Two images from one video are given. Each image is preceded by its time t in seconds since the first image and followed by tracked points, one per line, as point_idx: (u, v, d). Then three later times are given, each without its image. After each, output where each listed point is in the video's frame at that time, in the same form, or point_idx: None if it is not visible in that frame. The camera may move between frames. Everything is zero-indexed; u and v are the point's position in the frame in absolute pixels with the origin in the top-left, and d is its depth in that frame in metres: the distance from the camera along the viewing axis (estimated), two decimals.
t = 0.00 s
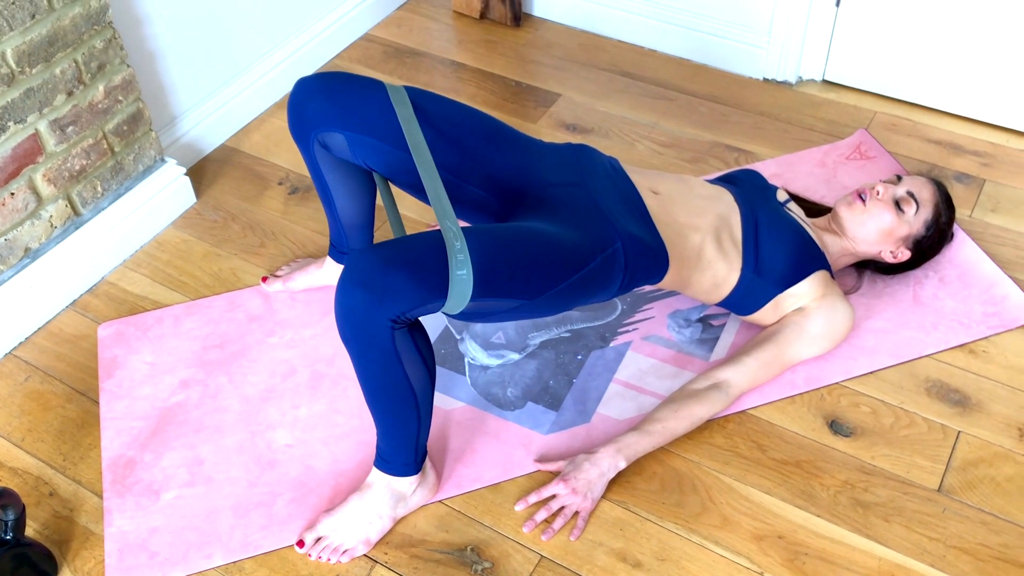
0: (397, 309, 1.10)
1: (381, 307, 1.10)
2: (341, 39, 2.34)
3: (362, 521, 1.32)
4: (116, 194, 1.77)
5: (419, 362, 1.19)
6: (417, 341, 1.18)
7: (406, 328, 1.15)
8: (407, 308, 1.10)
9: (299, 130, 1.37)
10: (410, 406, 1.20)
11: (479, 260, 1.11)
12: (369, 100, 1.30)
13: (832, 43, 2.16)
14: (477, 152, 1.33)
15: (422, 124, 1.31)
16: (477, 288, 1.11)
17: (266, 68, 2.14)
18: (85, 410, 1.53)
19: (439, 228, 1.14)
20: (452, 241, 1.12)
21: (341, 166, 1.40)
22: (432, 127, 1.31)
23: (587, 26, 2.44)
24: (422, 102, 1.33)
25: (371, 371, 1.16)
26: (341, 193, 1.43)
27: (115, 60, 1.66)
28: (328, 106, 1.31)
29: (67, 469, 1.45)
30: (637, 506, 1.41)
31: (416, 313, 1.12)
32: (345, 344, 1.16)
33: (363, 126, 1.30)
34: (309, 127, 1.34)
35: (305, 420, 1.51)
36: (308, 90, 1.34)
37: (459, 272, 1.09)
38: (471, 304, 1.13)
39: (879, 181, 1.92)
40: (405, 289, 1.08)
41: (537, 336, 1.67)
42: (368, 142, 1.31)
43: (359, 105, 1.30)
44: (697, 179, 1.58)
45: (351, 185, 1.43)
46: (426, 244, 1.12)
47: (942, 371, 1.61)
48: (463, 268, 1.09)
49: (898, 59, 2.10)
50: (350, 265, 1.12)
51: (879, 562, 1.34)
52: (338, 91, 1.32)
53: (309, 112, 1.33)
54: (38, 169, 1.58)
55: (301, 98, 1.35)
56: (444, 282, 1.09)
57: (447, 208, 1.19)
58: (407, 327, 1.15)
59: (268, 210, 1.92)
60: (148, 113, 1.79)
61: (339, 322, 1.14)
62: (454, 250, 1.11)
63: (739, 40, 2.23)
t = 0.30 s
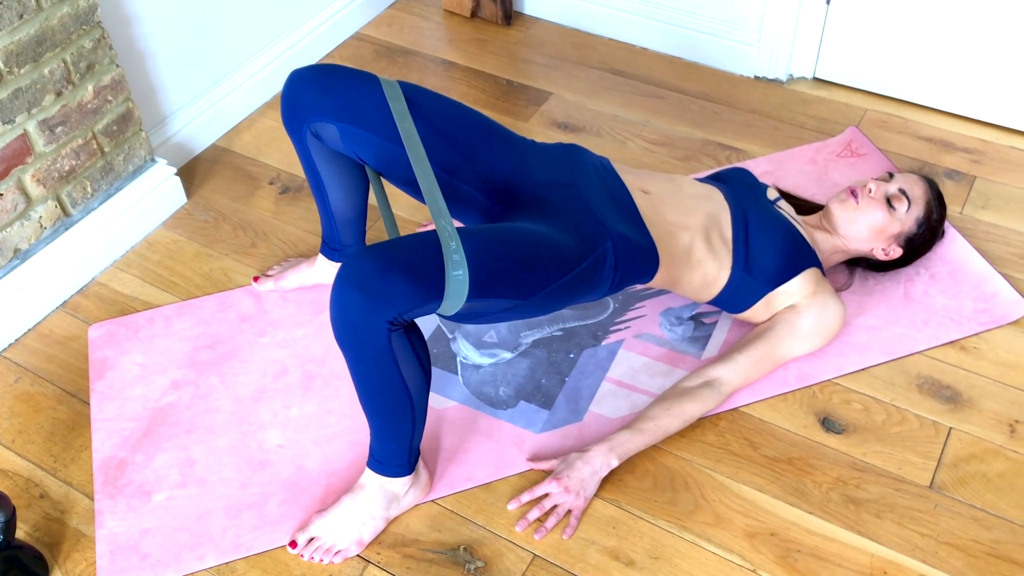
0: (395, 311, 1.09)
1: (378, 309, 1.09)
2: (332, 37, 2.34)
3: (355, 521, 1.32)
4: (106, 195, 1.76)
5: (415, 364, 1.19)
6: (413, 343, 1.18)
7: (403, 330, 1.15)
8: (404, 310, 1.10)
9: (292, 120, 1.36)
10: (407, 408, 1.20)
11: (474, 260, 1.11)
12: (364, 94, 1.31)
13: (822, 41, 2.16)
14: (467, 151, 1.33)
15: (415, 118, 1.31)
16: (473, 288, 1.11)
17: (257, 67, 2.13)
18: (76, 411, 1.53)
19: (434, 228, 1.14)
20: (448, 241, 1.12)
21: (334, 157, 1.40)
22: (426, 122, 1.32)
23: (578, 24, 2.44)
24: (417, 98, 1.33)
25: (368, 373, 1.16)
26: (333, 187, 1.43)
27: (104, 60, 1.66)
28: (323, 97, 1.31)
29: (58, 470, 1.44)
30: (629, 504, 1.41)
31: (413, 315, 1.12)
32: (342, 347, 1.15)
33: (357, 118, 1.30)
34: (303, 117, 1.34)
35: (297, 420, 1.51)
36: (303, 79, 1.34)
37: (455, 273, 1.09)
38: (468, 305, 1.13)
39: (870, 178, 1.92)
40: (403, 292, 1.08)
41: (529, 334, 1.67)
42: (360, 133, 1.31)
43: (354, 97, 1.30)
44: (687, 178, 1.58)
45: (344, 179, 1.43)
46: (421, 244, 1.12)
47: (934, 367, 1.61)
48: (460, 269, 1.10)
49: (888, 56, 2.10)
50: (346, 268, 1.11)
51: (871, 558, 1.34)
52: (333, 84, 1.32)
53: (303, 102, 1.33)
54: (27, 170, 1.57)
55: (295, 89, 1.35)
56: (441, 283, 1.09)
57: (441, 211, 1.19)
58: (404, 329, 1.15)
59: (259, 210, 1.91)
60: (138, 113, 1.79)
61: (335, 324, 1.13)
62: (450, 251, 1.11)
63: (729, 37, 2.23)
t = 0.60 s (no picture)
0: (381, 305, 1.09)
1: (365, 304, 1.09)
2: (325, 36, 2.33)
3: (348, 521, 1.32)
4: (98, 194, 1.76)
5: (404, 360, 1.18)
6: (402, 340, 1.18)
7: (391, 326, 1.15)
8: (391, 305, 1.10)
9: (284, 120, 1.36)
10: (395, 404, 1.20)
11: (462, 256, 1.11)
12: (356, 92, 1.30)
13: (815, 40, 2.16)
14: (460, 150, 1.33)
15: (407, 118, 1.31)
16: (460, 284, 1.10)
17: (250, 65, 2.13)
18: (68, 411, 1.52)
19: (422, 224, 1.14)
20: (436, 237, 1.11)
21: (325, 158, 1.40)
22: (418, 121, 1.31)
23: (572, 23, 2.44)
24: (408, 97, 1.33)
25: (356, 369, 1.15)
26: (325, 186, 1.43)
27: (96, 59, 1.65)
28: (315, 97, 1.31)
29: (50, 470, 1.44)
30: (623, 503, 1.41)
31: (400, 310, 1.11)
32: (330, 342, 1.15)
33: (348, 117, 1.30)
34: (294, 117, 1.34)
35: (290, 419, 1.51)
36: (295, 80, 1.34)
37: (443, 269, 1.09)
38: (455, 301, 1.12)
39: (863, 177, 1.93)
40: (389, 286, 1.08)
41: (523, 333, 1.67)
42: (352, 133, 1.31)
43: (346, 97, 1.30)
44: (680, 176, 1.58)
45: (335, 179, 1.42)
46: (409, 240, 1.12)
47: (926, 366, 1.62)
48: (447, 265, 1.09)
49: (881, 55, 2.11)
50: (333, 263, 1.11)
51: (863, 556, 1.35)
52: (324, 84, 1.31)
53: (294, 102, 1.33)
54: (18, 169, 1.57)
55: (287, 88, 1.34)
56: (428, 278, 1.09)
57: (431, 207, 1.19)
58: (392, 325, 1.15)
59: (251, 209, 1.91)
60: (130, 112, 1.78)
61: (323, 319, 1.13)
62: (438, 247, 1.10)
63: (723, 36, 2.23)
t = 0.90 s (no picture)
0: (372, 299, 1.09)
1: (356, 297, 1.09)
2: (323, 34, 2.33)
3: (345, 520, 1.32)
4: (95, 192, 1.75)
5: (397, 354, 1.18)
6: (394, 334, 1.17)
7: (382, 319, 1.14)
8: (382, 299, 1.09)
9: (279, 130, 1.35)
10: (389, 400, 1.19)
11: (455, 252, 1.11)
12: (351, 99, 1.29)
13: (814, 40, 2.16)
14: (459, 149, 1.32)
15: (402, 122, 1.30)
16: (453, 280, 1.10)
17: (249, 63, 2.12)
18: (65, 409, 1.52)
19: (414, 222, 1.13)
20: (428, 233, 1.11)
21: (322, 167, 1.39)
22: (413, 126, 1.31)
23: (570, 22, 2.43)
24: (403, 101, 1.32)
25: (348, 363, 1.15)
26: (322, 193, 1.42)
27: (94, 57, 1.65)
28: (310, 105, 1.30)
29: (47, 469, 1.44)
30: (621, 503, 1.41)
31: (391, 304, 1.11)
32: (322, 337, 1.15)
33: (344, 126, 1.29)
34: (289, 128, 1.33)
35: (288, 418, 1.51)
36: (288, 89, 1.33)
37: (435, 264, 1.09)
38: (448, 297, 1.12)
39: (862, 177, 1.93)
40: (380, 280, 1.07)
41: (521, 332, 1.67)
42: (349, 142, 1.30)
43: (341, 106, 1.29)
44: (681, 175, 1.58)
45: (332, 186, 1.42)
46: (401, 235, 1.11)
47: (924, 367, 1.62)
48: (439, 260, 1.09)
49: (880, 55, 2.11)
50: (325, 256, 1.11)
51: (861, 557, 1.35)
52: (318, 90, 1.31)
53: (289, 112, 1.32)
54: (16, 167, 1.56)
55: (281, 99, 1.33)
56: (419, 274, 1.09)
57: (425, 204, 1.19)
58: (383, 318, 1.15)
59: (249, 207, 1.90)
60: (128, 109, 1.78)
61: (314, 312, 1.13)
62: (430, 242, 1.10)
63: (722, 36, 2.23)
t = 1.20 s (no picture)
0: (390, 311, 1.09)
1: (372, 310, 1.09)
2: (325, 33, 2.33)
3: (346, 520, 1.32)
4: (97, 190, 1.75)
5: (409, 362, 1.18)
6: (408, 343, 1.17)
7: (397, 330, 1.14)
8: (400, 310, 1.09)
9: (285, 117, 1.35)
10: (400, 408, 1.19)
11: (469, 258, 1.11)
12: (358, 90, 1.29)
13: (816, 41, 2.16)
14: (462, 149, 1.32)
15: (408, 114, 1.30)
16: (468, 289, 1.10)
17: (250, 62, 2.12)
18: (66, 407, 1.52)
19: (429, 226, 1.13)
20: (442, 240, 1.11)
21: (326, 156, 1.39)
22: (419, 118, 1.31)
23: (572, 21, 2.43)
24: (409, 94, 1.32)
25: (362, 374, 1.15)
26: (325, 184, 1.42)
27: (96, 54, 1.64)
28: (316, 93, 1.30)
29: (47, 467, 1.43)
30: (622, 504, 1.41)
31: (407, 316, 1.11)
32: (335, 347, 1.15)
33: (350, 115, 1.29)
34: (294, 115, 1.33)
35: (288, 417, 1.50)
36: (295, 78, 1.33)
37: (451, 273, 1.09)
38: (463, 305, 1.12)
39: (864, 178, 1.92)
40: (397, 292, 1.07)
41: (522, 333, 1.66)
42: (354, 131, 1.30)
43: (347, 95, 1.29)
44: (685, 174, 1.58)
45: (336, 177, 1.42)
46: (416, 244, 1.11)
47: (925, 368, 1.62)
48: (455, 269, 1.09)
49: (883, 56, 2.10)
50: (340, 268, 1.11)
51: (862, 559, 1.35)
52: (325, 80, 1.31)
53: (295, 100, 1.32)
54: (17, 164, 1.56)
55: (287, 87, 1.34)
56: (436, 283, 1.09)
57: (435, 207, 1.19)
58: (398, 329, 1.15)
59: (250, 205, 1.90)
60: (130, 108, 1.77)
61: (328, 323, 1.13)
62: (445, 250, 1.10)
63: (724, 36, 2.23)
